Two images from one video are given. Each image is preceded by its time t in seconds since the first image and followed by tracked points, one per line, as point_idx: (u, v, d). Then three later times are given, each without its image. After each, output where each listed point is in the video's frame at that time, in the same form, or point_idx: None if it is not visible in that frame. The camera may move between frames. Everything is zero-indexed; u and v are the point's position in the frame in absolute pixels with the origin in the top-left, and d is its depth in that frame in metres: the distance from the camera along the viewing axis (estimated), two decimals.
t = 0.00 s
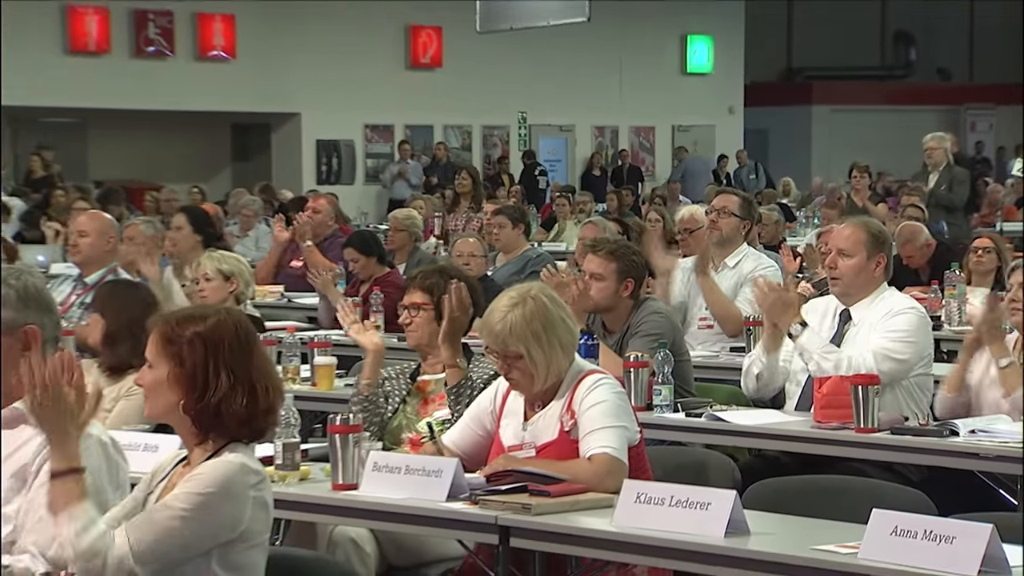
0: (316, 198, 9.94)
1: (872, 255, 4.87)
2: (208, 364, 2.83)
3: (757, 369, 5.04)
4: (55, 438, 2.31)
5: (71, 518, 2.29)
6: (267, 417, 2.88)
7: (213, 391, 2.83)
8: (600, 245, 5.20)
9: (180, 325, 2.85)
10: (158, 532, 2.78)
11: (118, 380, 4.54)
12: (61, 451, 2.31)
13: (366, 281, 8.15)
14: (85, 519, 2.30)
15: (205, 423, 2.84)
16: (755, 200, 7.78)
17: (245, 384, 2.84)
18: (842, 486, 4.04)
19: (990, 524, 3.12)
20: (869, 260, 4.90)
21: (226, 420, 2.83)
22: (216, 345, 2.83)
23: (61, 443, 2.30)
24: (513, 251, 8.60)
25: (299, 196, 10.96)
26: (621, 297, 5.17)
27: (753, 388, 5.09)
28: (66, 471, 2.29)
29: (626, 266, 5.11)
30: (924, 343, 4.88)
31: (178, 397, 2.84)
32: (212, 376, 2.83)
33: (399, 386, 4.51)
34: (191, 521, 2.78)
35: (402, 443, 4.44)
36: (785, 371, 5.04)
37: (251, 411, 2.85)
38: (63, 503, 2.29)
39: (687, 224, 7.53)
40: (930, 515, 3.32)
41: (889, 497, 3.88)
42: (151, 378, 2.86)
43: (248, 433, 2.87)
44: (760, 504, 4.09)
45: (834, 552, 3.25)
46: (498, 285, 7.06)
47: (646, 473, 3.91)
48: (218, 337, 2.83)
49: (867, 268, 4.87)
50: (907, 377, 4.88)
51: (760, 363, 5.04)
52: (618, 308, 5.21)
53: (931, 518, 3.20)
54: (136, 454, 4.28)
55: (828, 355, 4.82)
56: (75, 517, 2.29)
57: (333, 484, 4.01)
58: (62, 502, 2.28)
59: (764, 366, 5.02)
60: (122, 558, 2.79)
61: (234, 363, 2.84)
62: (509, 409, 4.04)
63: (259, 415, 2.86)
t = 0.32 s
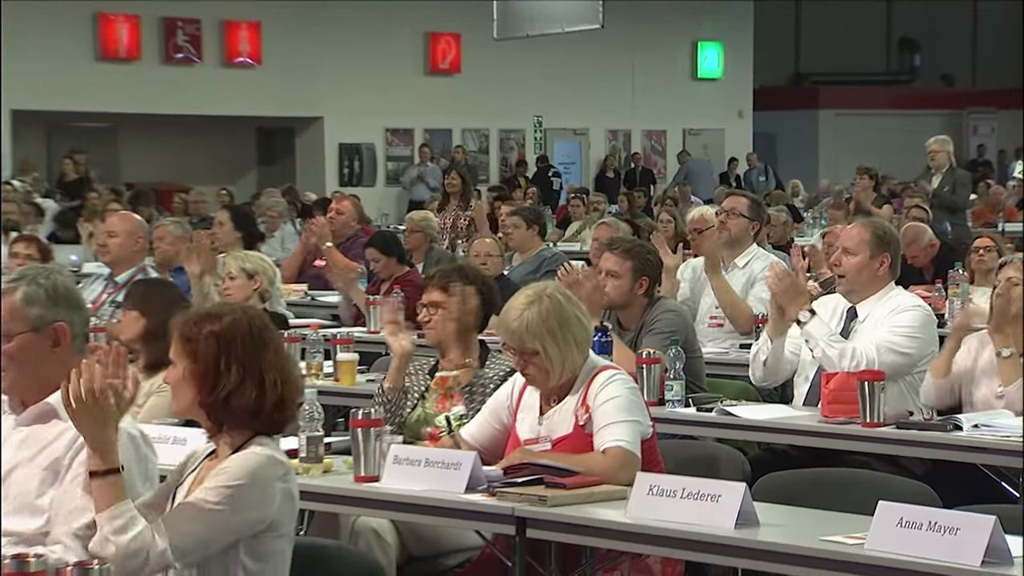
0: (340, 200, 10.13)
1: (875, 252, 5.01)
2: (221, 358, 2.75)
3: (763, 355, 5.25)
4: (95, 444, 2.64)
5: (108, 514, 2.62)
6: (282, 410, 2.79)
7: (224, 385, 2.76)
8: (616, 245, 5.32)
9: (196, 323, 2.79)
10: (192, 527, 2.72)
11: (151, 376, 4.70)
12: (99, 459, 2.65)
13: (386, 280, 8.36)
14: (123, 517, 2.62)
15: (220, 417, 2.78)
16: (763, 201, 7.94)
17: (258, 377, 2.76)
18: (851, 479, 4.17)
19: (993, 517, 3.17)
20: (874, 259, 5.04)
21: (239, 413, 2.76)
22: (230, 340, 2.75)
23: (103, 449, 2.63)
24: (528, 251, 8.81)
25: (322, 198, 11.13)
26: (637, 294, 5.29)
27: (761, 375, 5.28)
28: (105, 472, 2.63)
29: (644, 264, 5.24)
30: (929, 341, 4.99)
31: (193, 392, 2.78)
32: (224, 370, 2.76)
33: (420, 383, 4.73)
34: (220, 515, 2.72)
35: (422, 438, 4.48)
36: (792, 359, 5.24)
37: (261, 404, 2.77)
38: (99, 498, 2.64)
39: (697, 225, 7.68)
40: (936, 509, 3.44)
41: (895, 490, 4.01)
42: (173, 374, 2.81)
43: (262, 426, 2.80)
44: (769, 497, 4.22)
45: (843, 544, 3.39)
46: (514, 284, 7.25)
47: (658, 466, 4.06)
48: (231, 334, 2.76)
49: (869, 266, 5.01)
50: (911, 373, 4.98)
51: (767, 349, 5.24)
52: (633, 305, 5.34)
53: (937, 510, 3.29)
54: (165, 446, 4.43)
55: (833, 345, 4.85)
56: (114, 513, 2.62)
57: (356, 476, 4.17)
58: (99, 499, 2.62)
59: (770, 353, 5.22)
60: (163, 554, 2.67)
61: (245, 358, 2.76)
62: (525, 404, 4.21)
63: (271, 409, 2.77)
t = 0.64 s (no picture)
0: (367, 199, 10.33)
1: (882, 253, 5.16)
2: (260, 354, 2.85)
3: (780, 354, 5.44)
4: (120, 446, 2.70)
5: (144, 511, 2.71)
6: (317, 405, 2.91)
7: (263, 379, 2.86)
8: (634, 243, 5.45)
9: (235, 319, 2.88)
10: (229, 517, 2.78)
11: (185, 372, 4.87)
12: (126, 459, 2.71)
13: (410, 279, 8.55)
14: (160, 512, 2.71)
15: (256, 410, 2.88)
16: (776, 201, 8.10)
17: (296, 373, 2.87)
18: (862, 472, 4.31)
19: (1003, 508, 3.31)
20: (882, 259, 5.20)
21: (276, 406, 2.87)
22: (269, 336, 2.86)
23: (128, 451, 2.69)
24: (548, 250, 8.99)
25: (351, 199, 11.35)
26: (654, 291, 5.44)
27: (778, 373, 5.47)
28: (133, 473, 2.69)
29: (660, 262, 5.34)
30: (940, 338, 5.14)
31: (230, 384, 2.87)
32: (262, 365, 2.86)
33: (444, 380, 4.91)
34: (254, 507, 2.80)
35: (447, 433, 4.64)
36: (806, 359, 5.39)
37: (298, 400, 2.88)
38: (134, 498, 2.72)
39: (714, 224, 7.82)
40: (946, 500, 3.57)
41: (906, 482, 4.15)
42: (210, 367, 2.90)
43: (296, 420, 2.91)
44: (783, 488, 4.37)
45: (856, 534, 3.52)
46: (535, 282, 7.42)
47: (676, 459, 4.22)
48: (270, 330, 2.86)
49: (879, 266, 5.17)
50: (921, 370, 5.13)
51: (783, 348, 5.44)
52: (651, 302, 5.49)
53: (947, 502, 3.42)
54: (200, 440, 4.61)
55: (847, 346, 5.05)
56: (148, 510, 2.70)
57: (384, 469, 4.33)
58: (134, 498, 2.69)
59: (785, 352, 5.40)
60: (203, 543, 2.75)
61: (284, 355, 2.86)
62: (547, 399, 4.36)
63: (307, 403, 2.89)
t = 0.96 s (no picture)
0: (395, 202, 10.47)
1: (896, 255, 5.31)
2: (292, 353, 2.99)
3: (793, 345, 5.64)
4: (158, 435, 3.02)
5: (178, 495, 2.97)
6: (348, 402, 3.03)
7: (295, 376, 2.99)
8: (655, 242, 5.57)
9: (268, 318, 3.02)
10: (260, 505, 2.95)
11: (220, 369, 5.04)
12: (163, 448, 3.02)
13: (437, 279, 8.78)
14: (191, 498, 2.96)
15: (289, 407, 3.00)
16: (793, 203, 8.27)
17: (327, 371, 3.00)
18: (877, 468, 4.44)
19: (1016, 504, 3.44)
20: (896, 260, 5.34)
21: (308, 402, 3.00)
22: (301, 335, 2.99)
23: (164, 441, 3.01)
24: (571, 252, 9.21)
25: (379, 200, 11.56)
26: (673, 290, 5.56)
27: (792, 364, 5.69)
28: (169, 460, 3.00)
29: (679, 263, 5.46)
30: (954, 336, 5.26)
31: (264, 382, 3.01)
32: (294, 363, 2.99)
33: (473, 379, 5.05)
34: (286, 498, 2.95)
35: (473, 428, 4.80)
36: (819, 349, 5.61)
37: (330, 396, 3.00)
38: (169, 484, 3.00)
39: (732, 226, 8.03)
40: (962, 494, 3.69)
41: (921, 478, 4.26)
42: (244, 366, 3.03)
43: (328, 416, 3.03)
44: (800, 483, 4.51)
45: (873, 527, 3.65)
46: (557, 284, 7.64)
47: (696, 454, 4.35)
48: (301, 329, 2.99)
49: (891, 267, 5.32)
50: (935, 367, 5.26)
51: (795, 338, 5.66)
52: (671, 300, 5.62)
53: (962, 497, 3.54)
54: (234, 434, 4.76)
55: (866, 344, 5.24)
56: (182, 495, 2.97)
57: (412, 463, 4.47)
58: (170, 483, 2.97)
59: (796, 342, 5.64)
60: (234, 528, 2.94)
61: (315, 352, 2.99)
62: (571, 395, 4.50)
63: (338, 400, 3.01)
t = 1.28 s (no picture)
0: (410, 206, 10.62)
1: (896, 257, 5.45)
2: (311, 350, 3.11)
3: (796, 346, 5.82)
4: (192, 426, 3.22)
5: (201, 486, 3.17)
6: (365, 397, 3.16)
7: (315, 373, 3.11)
8: (660, 243, 5.73)
9: (286, 318, 3.13)
10: (273, 497, 3.08)
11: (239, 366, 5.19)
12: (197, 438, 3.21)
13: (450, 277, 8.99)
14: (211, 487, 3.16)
15: (309, 403, 3.13)
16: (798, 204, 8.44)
17: (346, 368, 3.12)
18: (879, 462, 4.56)
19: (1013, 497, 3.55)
20: (896, 261, 5.48)
21: (328, 398, 3.13)
22: (319, 333, 3.11)
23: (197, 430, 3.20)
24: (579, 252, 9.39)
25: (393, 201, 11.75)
26: (676, 289, 5.72)
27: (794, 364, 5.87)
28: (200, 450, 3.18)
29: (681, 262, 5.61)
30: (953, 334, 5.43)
31: (284, 380, 3.13)
32: (314, 361, 3.11)
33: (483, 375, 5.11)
34: (301, 492, 3.08)
35: (485, 423, 4.83)
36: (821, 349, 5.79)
37: (349, 391, 3.13)
38: (197, 474, 3.19)
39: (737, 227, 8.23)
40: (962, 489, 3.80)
41: (921, 472, 4.38)
42: (264, 364, 3.15)
43: (345, 411, 3.16)
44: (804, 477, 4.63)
45: (874, 521, 3.77)
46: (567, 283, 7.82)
47: (702, 448, 4.48)
48: (319, 328, 3.11)
49: (891, 269, 5.46)
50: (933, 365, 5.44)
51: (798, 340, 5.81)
52: (675, 298, 5.77)
53: (962, 491, 3.66)
54: (253, 429, 4.91)
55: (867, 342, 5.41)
56: (205, 484, 3.16)
57: (425, 458, 4.61)
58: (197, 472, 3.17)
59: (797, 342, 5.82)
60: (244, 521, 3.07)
61: (333, 350, 3.11)
62: (580, 391, 4.63)
63: (356, 395, 3.14)
